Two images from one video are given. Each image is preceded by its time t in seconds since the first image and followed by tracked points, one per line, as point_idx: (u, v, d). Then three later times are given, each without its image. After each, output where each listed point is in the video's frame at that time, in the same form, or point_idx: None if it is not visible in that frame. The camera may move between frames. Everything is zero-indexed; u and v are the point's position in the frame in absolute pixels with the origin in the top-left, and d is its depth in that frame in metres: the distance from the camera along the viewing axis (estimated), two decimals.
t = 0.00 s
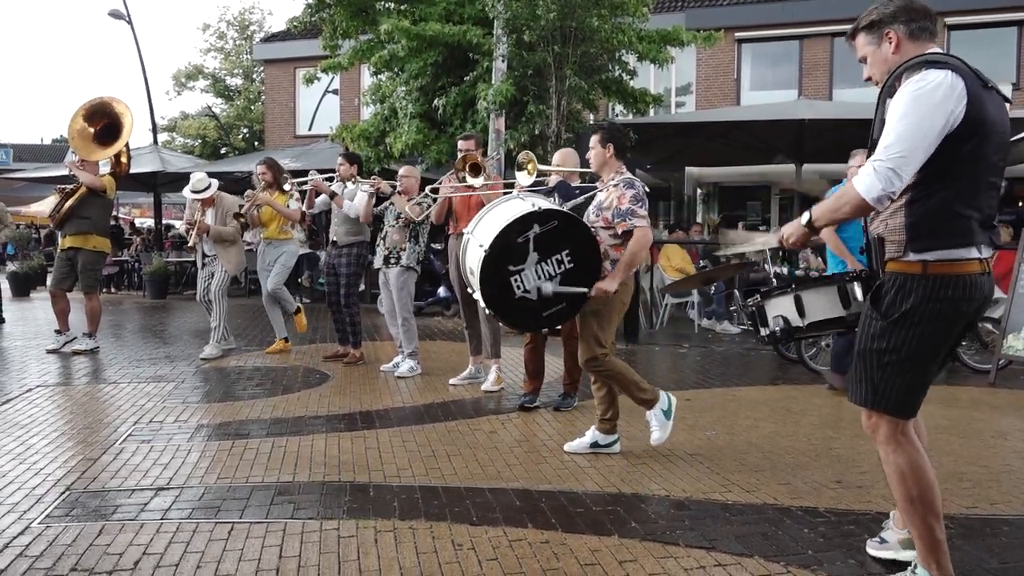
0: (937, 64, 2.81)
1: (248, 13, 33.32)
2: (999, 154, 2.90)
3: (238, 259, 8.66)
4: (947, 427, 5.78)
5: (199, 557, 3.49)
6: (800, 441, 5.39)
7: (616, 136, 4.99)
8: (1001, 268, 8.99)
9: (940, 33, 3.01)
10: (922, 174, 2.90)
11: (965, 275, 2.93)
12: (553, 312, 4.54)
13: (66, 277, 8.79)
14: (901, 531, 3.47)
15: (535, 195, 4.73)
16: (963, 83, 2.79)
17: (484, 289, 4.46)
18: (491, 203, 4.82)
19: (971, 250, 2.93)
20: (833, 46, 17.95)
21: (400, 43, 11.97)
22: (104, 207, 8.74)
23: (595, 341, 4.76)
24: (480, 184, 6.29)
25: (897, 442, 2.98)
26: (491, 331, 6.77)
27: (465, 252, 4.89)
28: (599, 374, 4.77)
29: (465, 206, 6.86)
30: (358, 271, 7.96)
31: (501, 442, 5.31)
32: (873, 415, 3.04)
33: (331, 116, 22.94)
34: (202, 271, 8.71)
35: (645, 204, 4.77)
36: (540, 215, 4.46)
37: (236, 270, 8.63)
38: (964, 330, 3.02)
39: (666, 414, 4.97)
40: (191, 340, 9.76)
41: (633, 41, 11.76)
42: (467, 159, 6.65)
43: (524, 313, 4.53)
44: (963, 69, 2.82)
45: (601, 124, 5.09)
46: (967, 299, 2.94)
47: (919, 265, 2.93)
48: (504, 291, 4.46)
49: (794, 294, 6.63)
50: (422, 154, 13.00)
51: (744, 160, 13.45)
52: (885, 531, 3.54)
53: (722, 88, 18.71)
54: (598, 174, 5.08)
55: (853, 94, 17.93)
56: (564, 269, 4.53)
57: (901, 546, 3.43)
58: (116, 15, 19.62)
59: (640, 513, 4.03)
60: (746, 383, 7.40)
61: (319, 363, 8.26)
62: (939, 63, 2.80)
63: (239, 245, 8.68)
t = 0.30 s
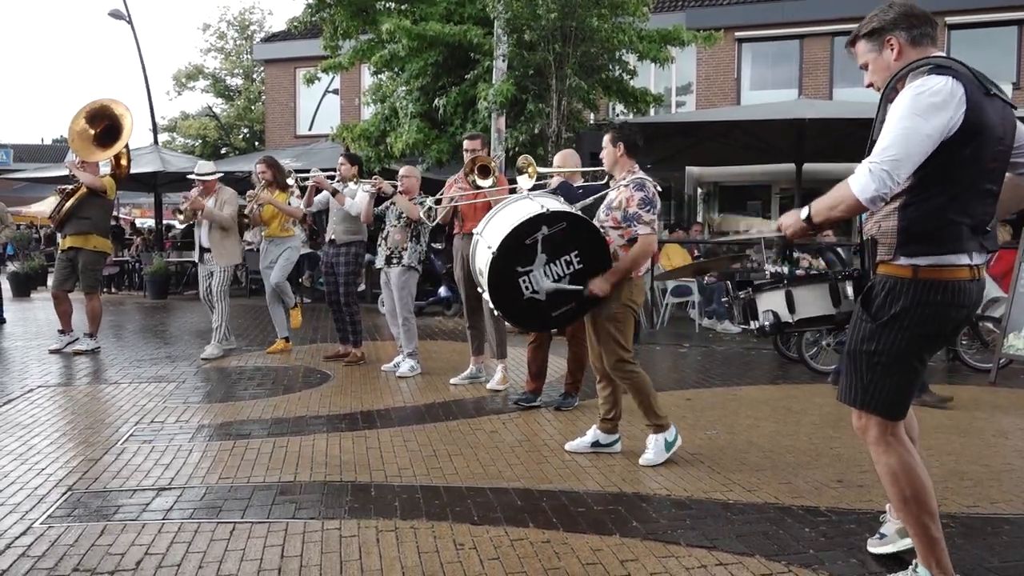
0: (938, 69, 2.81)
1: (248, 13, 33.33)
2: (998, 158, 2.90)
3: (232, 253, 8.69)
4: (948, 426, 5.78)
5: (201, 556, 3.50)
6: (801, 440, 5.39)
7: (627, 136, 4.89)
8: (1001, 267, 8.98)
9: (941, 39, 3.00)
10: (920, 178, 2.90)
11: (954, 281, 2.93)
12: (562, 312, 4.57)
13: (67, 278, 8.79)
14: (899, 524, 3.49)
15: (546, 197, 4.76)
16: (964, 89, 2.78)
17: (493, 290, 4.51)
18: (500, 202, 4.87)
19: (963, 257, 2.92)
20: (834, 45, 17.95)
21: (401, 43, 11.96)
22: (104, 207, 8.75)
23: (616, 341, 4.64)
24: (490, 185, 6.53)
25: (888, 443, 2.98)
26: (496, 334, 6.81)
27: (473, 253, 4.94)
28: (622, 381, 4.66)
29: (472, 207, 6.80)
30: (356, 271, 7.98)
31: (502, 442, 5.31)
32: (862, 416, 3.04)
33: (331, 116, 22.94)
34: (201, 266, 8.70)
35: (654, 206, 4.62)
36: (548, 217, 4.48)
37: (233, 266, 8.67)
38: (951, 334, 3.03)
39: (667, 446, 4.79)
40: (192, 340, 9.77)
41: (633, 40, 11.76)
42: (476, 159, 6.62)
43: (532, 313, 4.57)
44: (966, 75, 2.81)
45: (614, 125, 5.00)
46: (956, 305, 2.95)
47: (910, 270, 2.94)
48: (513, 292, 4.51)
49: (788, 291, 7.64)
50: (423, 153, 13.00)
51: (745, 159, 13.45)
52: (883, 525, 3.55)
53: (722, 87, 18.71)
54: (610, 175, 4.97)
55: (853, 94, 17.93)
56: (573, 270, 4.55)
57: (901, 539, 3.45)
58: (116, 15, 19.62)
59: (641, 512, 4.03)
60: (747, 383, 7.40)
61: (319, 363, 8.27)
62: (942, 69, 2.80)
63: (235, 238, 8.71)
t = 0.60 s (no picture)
0: (938, 69, 2.83)
1: (245, 13, 33.30)
2: (995, 162, 2.90)
3: (222, 241, 8.72)
4: (946, 425, 5.79)
5: (201, 557, 3.50)
6: (799, 439, 5.40)
7: (642, 133, 4.79)
8: (998, 265, 9.00)
9: (945, 43, 3.01)
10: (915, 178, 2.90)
11: (944, 283, 2.92)
12: (579, 314, 4.50)
13: (65, 278, 8.80)
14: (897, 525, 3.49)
15: (559, 200, 4.73)
16: (964, 90, 2.80)
17: (506, 293, 4.49)
18: (515, 205, 4.86)
19: (954, 260, 2.93)
20: (831, 44, 17.98)
21: (398, 42, 11.96)
22: (96, 207, 8.73)
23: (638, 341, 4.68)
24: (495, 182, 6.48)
25: (878, 442, 2.99)
26: (497, 334, 6.82)
27: (490, 257, 4.92)
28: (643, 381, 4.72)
29: (478, 207, 6.80)
30: (353, 271, 7.99)
31: (501, 442, 5.32)
32: (852, 415, 3.05)
33: (329, 116, 22.93)
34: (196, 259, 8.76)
35: (668, 205, 4.60)
36: (559, 218, 4.45)
37: (225, 256, 8.73)
38: (942, 336, 3.02)
39: (669, 450, 4.82)
40: (190, 341, 9.77)
41: (630, 40, 11.78)
42: (482, 161, 6.51)
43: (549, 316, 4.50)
44: (965, 77, 2.82)
45: (626, 121, 4.91)
46: (944, 307, 2.93)
47: (898, 272, 2.94)
48: (528, 295, 4.47)
49: (783, 287, 7.72)
50: (420, 153, 12.99)
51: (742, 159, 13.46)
52: (881, 523, 3.56)
53: (720, 86, 18.72)
54: (625, 172, 4.90)
55: (850, 93, 17.95)
56: (587, 271, 4.49)
57: (898, 536, 3.45)
58: (113, 15, 19.59)
59: (640, 511, 4.03)
60: (745, 382, 7.41)
61: (318, 363, 8.27)
62: (943, 68, 2.82)
63: (227, 225, 8.76)
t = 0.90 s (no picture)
0: (937, 70, 2.82)
1: (246, 6, 33.25)
2: (997, 162, 2.90)
3: (219, 230, 8.72)
4: (944, 421, 5.81)
5: (200, 548, 3.51)
6: (798, 434, 5.41)
7: (660, 129, 4.80)
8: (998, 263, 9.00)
9: (945, 43, 3.00)
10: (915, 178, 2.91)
11: (942, 284, 2.92)
12: (596, 310, 4.48)
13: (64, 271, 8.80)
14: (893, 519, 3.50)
15: (577, 196, 4.69)
16: (963, 89, 2.79)
17: (524, 290, 4.45)
18: (531, 201, 4.83)
19: (954, 260, 2.93)
20: (832, 41, 17.97)
21: (399, 36, 11.96)
22: (93, 200, 8.78)
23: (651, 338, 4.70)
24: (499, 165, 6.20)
25: (874, 437, 3.00)
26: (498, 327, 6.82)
27: (506, 253, 4.90)
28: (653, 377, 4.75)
29: (485, 202, 6.75)
30: (353, 264, 7.99)
31: (501, 436, 5.34)
32: (848, 411, 3.06)
33: (329, 110, 22.91)
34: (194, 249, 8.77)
35: (688, 200, 4.62)
36: (577, 214, 4.43)
37: (223, 245, 8.76)
38: (938, 335, 3.02)
39: (668, 445, 4.84)
40: (190, 333, 9.78)
41: (631, 35, 11.77)
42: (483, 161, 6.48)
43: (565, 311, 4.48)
44: (966, 77, 2.81)
45: (644, 117, 4.92)
46: (942, 307, 2.94)
47: (897, 272, 2.94)
48: (546, 291, 4.45)
49: (783, 285, 7.81)
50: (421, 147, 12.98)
51: (743, 155, 13.46)
52: (877, 517, 3.57)
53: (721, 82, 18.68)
54: (642, 168, 4.90)
55: (852, 89, 17.94)
56: (604, 267, 4.47)
57: (894, 528, 3.46)
58: (114, 7, 19.55)
59: (639, 506, 4.05)
60: (744, 378, 7.43)
61: (318, 356, 8.29)
62: (944, 70, 2.81)
63: (226, 214, 8.77)
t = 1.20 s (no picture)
0: (939, 71, 2.83)
1: (247, 5, 33.24)
2: (998, 164, 2.90)
3: (218, 227, 8.72)
4: (945, 421, 5.80)
5: (201, 548, 3.51)
6: (799, 434, 5.41)
7: (674, 129, 4.82)
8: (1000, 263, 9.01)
9: (947, 42, 2.98)
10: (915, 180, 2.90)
11: (942, 284, 2.92)
12: (605, 308, 4.45)
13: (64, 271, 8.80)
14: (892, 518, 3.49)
15: (590, 193, 4.70)
16: (966, 90, 2.79)
17: (537, 285, 4.39)
18: (543, 196, 4.80)
19: (953, 260, 2.92)
20: (833, 40, 17.96)
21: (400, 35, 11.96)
22: (92, 199, 8.77)
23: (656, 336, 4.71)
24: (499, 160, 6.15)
25: (875, 438, 2.99)
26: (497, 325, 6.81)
27: (516, 247, 4.86)
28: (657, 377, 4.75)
29: (489, 202, 6.75)
30: (353, 263, 7.98)
31: (502, 435, 5.34)
32: (849, 412, 3.05)
33: (330, 109, 22.90)
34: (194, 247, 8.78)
35: (700, 199, 4.63)
36: (593, 210, 4.41)
37: (223, 243, 8.77)
38: (937, 336, 3.02)
39: (669, 445, 4.83)
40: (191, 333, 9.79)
41: (632, 34, 11.76)
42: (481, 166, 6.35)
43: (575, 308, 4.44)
44: (967, 78, 2.81)
45: (655, 116, 4.92)
46: (941, 308, 2.94)
47: (897, 272, 2.94)
48: (556, 286, 4.40)
49: (780, 281, 7.75)
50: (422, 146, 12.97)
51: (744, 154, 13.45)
52: (878, 516, 3.57)
53: (722, 81, 18.66)
54: (655, 168, 4.93)
55: (853, 88, 17.93)
56: (616, 265, 4.46)
57: (894, 528, 3.46)
58: (115, 6, 19.56)
59: (640, 506, 4.04)
60: (745, 378, 7.43)
61: (318, 355, 8.29)
62: (946, 71, 2.82)
63: (225, 211, 8.76)
